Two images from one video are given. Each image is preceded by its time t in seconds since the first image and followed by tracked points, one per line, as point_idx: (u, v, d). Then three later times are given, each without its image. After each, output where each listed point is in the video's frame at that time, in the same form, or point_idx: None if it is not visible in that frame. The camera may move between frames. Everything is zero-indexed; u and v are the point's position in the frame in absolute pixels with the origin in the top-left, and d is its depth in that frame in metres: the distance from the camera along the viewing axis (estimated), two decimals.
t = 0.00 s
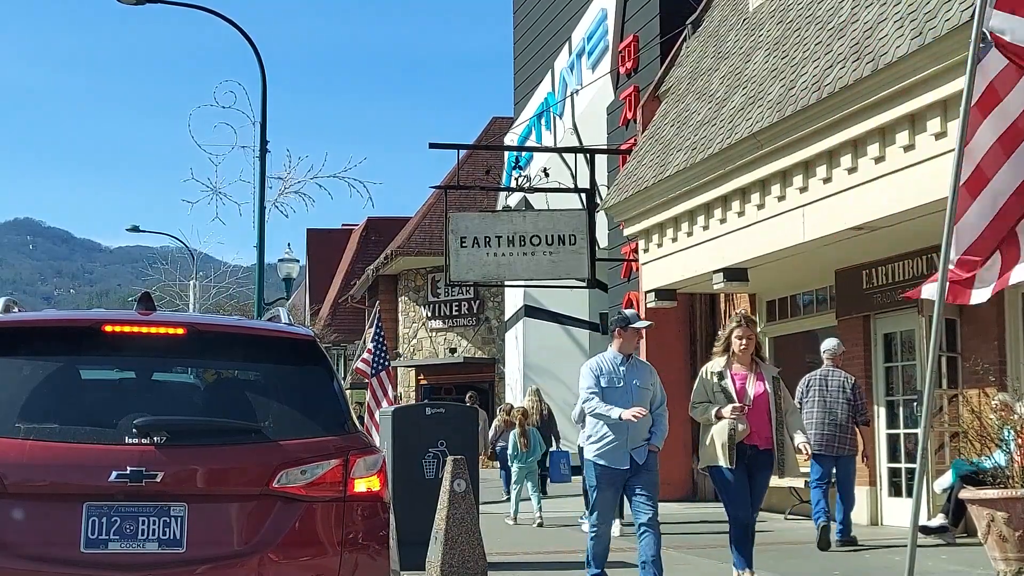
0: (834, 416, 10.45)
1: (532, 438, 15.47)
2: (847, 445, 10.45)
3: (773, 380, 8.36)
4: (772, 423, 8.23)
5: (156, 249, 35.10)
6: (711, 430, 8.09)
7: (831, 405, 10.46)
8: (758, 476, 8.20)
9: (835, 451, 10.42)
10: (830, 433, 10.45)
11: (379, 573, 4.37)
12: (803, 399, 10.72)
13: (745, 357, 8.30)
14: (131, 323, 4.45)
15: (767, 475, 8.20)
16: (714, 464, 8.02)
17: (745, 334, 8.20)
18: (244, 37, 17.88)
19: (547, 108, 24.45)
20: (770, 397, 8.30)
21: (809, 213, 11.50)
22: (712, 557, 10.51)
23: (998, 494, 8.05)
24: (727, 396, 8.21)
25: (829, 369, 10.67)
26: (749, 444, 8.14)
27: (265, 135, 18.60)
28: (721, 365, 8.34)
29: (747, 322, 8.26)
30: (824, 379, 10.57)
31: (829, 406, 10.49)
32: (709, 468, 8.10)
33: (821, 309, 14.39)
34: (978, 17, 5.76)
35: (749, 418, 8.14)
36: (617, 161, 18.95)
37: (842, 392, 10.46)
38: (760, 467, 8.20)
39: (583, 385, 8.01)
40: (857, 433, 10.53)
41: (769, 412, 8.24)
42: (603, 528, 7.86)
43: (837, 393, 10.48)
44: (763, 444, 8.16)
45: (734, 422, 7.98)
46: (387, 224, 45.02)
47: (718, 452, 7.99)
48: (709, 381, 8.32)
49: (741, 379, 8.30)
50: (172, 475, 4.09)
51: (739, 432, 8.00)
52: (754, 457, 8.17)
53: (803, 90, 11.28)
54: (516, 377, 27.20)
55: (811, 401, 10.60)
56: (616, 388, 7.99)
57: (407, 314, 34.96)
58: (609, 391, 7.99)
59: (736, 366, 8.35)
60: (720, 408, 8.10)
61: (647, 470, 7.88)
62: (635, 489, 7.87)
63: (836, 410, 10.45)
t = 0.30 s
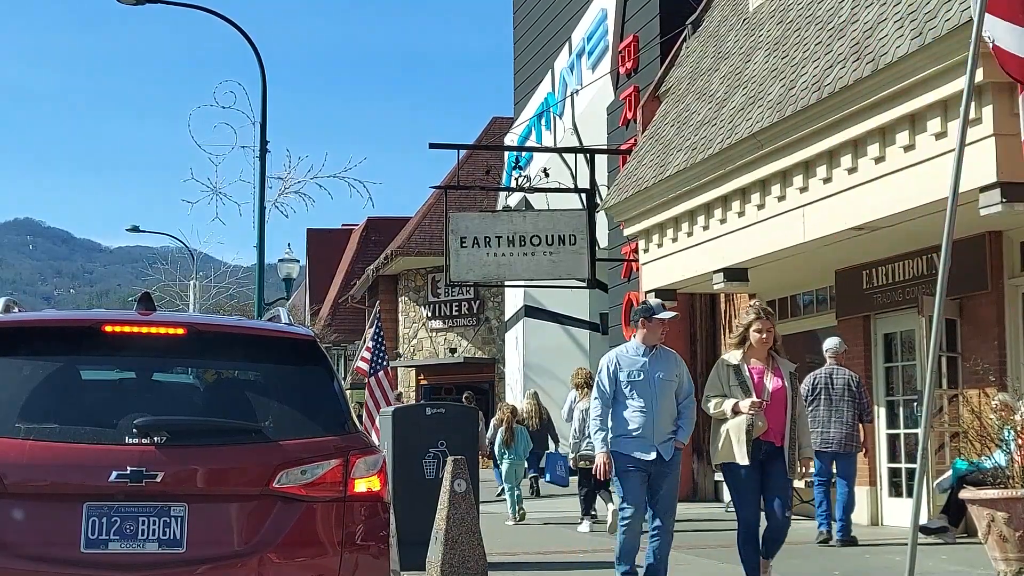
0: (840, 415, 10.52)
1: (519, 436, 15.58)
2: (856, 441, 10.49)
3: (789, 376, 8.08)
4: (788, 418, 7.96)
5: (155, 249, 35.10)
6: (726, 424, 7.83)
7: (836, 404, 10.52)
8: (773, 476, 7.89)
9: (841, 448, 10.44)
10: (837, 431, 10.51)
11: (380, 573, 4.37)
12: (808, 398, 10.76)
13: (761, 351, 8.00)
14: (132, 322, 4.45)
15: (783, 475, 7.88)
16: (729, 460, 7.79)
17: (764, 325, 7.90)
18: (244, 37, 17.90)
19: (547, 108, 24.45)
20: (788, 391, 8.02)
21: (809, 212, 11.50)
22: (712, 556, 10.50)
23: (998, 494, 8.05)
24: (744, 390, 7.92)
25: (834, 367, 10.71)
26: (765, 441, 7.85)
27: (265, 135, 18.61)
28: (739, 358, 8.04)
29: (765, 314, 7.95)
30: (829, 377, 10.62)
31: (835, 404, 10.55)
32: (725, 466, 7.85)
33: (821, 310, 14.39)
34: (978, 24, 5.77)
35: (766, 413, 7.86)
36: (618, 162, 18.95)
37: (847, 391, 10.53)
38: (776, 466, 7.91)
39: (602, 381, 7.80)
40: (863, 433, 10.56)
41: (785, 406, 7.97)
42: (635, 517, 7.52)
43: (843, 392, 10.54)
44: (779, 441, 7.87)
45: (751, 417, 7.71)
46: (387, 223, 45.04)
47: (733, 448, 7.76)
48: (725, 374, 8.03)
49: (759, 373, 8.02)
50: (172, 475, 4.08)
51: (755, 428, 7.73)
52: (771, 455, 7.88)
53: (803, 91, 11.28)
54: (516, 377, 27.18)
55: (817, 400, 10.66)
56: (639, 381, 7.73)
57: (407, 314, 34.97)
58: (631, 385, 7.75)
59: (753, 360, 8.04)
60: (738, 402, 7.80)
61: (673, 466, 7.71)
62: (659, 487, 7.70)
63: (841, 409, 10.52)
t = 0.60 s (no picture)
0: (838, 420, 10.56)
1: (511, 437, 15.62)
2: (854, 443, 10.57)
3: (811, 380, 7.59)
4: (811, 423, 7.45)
5: (155, 249, 35.10)
6: (744, 430, 7.38)
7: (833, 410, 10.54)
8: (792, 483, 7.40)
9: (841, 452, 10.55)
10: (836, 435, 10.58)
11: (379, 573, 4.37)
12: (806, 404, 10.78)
13: (781, 352, 7.57)
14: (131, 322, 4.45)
15: (806, 483, 7.37)
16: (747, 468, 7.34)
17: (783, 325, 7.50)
18: (244, 36, 17.91)
19: (547, 108, 24.44)
20: (811, 395, 7.53)
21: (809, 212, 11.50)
22: (713, 556, 10.50)
23: (998, 494, 8.05)
24: (764, 395, 7.46)
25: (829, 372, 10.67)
26: (783, 447, 7.39)
27: (265, 135, 18.61)
28: (758, 361, 7.62)
29: (784, 313, 7.54)
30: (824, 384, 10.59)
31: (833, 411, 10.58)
32: (743, 473, 7.40)
33: (821, 309, 14.39)
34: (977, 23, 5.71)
35: (785, 418, 7.39)
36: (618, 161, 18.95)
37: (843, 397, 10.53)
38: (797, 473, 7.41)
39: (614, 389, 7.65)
40: (860, 435, 10.68)
41: (807, 411, 7.47)
42: (660, 531, 7.28)
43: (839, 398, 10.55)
44: (799, 448, 7.39)
45: (770, 423, 7.27)
46: (387, 223, 45.04)
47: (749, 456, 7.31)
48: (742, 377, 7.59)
49: (779, 377, 7.56)
50: (172, 476, 4.08)
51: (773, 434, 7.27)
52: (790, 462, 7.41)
53: (803, 90, 11.28)
54: (515, 377, 27.17)
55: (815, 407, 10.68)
56: (653, 387, 7.52)
57: (407, 314, 34.96)
58: (643, 392, 7.55)
59: (773, 363, 7.61)
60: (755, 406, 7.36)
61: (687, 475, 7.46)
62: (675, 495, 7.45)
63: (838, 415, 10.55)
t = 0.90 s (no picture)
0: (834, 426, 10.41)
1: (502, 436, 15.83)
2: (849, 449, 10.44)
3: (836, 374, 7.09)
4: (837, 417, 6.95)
5: (155, 249, 35.08)
6: (766, 425, 6.90)
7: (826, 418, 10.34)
8: (818, 479, 6.91)
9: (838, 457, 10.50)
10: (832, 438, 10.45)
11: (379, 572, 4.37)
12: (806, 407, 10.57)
13: (805, 344, 7.08)
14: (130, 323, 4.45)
15: (829, 481, 6.91)
16: (768, 464, 6.85)
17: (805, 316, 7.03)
18: (244, 37, 17.91)
19: (547, 108, 24.45)
20: (837, 389, 7.03)
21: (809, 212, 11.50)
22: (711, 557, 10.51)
23: (998, 494, 8.05)
24: (786, 389, 6.96)
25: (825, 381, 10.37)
26: (808, 442, 6.89)
27: (265, 135, 18.62)
28: (779, 353, 7.10)
29: (805, 303, 7.07)
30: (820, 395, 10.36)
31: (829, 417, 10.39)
32: (764, 469, 6.92)
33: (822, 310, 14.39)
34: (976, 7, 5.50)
35: (808, 411, 6.91)
36: (618, 162, 18.96)
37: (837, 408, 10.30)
38: (822, 470, 6.92)
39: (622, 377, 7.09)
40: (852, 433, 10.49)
41: (833, 406, 6.97)
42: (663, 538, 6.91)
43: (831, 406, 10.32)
44: (824, 442, 6.91)
45: (791, 417, 6.78)
46: (387, 224, 45.06)
47: (769, 451, 6.83)
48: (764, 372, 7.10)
49: (802, 370, 7.06)
50: (172, 476, 4.08)
51: (796, 428, 6.79)
52: (815, 457, 6.91)
53: (803, 91, 11.28)
54: (515, 377, 27.15)
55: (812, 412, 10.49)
56: (663, 377, 7.04)
57: (407, 314, 34.97)
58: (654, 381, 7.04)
59: (796, 356, 7.10)
60: (777, 398, 6.87)
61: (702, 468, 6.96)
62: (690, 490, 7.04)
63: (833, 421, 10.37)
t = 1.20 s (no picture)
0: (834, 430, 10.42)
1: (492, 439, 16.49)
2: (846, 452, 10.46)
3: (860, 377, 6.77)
4: (860, 419, 6.63)
5: (155, 249, 35.08)
6: (788, 431, 6.55)
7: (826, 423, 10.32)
8: (846, 485, 6.60)
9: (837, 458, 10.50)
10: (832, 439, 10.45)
11: (376, 571, 4.37)
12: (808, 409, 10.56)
13: (826, 345, 6.77)
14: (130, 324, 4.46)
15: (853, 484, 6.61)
16: (794, 470, 6.51)
17: (827, 316, 6.71)
18: (244, 37, 17.92)
19: (547, 108, 24.45)
20: (860, 391, 6.73)
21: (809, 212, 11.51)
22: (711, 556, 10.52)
23: (998, 494, 8.06)
24: (808, 392, 6.63)
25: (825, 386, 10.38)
26: (833, 448, 6.55)
27: (265, 135, 18.62)
28: (801, 356, 6.78)
29: (826, 301, 6.74)
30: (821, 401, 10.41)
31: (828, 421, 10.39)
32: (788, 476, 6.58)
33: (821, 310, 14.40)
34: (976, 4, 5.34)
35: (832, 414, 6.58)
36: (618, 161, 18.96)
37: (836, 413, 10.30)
38: (845, 474, 6.61)
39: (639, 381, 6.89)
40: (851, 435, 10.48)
41: (856, 407, 6.65)
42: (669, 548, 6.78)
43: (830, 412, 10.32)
44: (851, 446, 6.57)
45: (817, 420, 6.45)
46: (387, 224, 45.07)
47: (796, 456, 6.48)
48: (783, 376, 6.75)
49: (824, 373, 6.73)
50: (172, 475, 4.09)
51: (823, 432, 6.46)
52: (840, 463, 6.58)
53: (803, 91, 11.29)
54: (515, 378, 27.15)
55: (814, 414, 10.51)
56: (681, 382, 6.85)
57: (407, 314, 34.97)
58: (671, 387, 6.85)
59: (817, 358, 6.79)
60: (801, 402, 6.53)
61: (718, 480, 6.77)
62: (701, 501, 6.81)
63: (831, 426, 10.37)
